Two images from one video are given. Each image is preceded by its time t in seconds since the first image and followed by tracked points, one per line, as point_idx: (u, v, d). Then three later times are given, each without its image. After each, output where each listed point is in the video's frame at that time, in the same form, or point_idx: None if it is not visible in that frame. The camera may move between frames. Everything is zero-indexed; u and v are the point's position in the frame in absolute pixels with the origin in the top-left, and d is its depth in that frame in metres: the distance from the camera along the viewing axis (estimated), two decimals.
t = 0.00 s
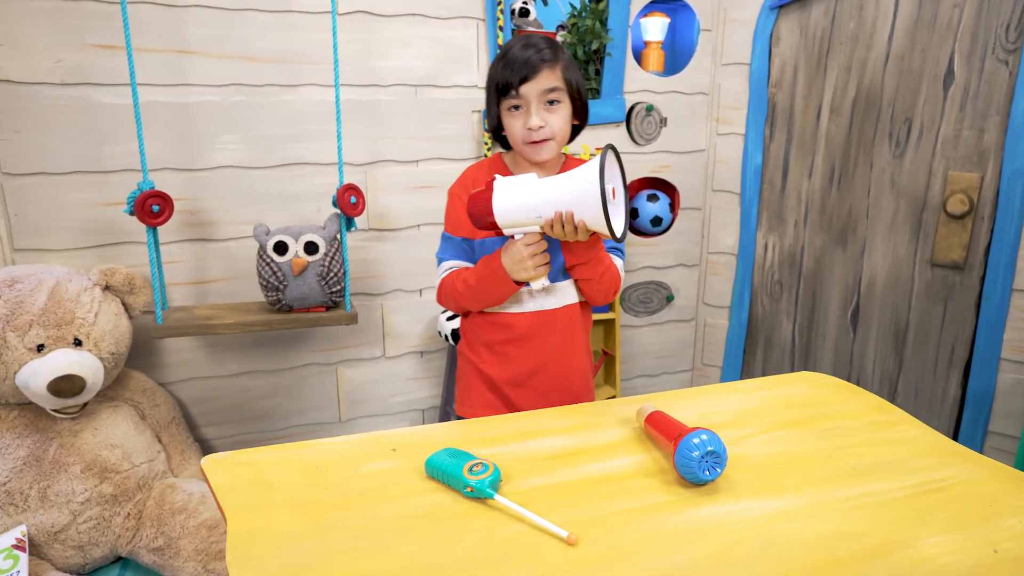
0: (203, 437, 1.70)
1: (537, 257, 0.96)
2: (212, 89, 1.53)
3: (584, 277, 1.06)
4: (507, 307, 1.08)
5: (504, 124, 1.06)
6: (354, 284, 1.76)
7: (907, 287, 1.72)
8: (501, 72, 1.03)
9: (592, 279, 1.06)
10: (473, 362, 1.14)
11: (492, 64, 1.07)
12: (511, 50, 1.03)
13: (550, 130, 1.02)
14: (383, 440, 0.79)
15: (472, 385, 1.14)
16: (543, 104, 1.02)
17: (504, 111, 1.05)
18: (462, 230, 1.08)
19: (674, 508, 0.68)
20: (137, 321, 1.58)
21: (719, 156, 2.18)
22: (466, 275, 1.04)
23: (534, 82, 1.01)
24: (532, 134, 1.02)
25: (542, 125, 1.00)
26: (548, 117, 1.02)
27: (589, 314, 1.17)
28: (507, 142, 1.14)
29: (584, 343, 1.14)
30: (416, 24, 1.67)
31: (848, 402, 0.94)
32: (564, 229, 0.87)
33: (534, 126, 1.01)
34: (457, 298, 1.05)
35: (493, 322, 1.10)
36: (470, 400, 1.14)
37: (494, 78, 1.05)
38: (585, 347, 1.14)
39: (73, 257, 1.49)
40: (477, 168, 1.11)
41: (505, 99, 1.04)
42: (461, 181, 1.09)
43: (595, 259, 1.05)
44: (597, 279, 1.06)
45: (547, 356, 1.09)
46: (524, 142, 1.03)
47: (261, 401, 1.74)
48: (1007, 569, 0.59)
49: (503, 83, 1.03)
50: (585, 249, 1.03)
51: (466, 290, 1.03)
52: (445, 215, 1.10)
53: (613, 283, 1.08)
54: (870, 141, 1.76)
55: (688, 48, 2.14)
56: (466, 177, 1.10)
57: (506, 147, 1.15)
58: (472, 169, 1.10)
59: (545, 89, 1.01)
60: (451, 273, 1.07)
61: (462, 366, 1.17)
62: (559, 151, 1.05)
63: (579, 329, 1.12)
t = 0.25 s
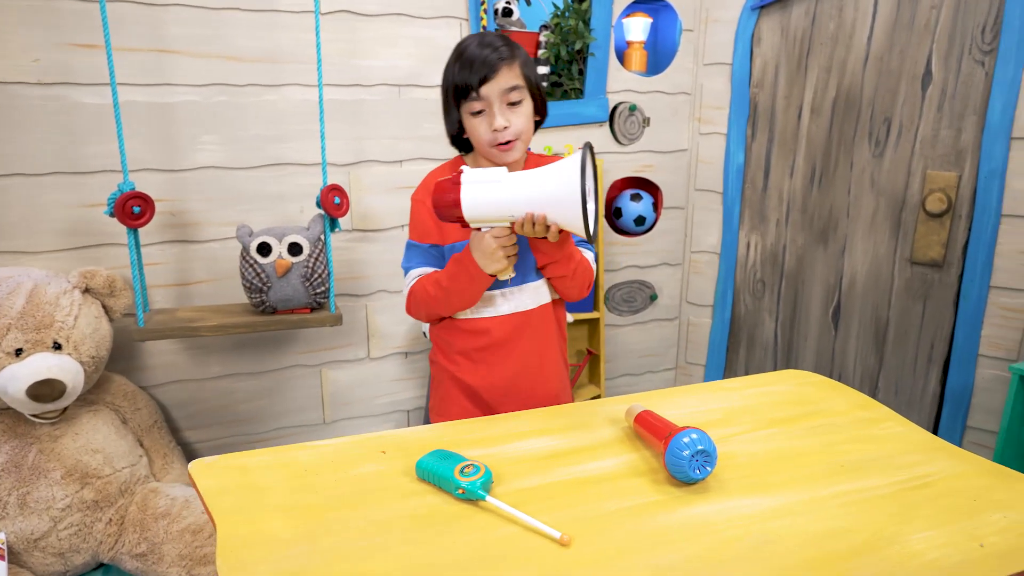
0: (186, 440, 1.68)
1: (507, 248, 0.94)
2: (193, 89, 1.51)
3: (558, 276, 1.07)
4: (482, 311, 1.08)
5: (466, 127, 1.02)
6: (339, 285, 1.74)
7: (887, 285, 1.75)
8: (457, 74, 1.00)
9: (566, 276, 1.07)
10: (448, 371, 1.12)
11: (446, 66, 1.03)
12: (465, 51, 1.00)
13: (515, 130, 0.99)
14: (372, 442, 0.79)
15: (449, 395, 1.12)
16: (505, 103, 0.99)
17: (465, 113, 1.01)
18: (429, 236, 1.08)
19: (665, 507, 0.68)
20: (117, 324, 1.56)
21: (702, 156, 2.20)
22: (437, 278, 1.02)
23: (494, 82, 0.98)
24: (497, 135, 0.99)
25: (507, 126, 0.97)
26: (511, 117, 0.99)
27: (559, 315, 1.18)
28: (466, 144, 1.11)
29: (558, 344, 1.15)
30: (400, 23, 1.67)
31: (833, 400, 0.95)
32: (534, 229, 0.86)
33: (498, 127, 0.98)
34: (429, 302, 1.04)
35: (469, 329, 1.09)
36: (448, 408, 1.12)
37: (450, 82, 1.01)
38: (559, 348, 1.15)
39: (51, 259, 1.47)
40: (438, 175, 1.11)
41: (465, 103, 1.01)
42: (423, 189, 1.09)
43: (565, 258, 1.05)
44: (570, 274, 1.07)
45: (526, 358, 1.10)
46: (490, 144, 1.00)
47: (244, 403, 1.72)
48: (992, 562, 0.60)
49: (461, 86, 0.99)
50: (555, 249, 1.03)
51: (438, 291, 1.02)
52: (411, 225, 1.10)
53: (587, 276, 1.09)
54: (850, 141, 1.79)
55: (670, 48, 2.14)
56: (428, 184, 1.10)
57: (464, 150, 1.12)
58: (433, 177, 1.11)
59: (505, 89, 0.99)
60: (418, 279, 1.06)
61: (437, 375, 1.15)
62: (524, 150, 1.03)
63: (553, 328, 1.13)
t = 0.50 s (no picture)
0: (170, 446, 1.66)
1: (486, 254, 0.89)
2: (174, 90, 1.49)
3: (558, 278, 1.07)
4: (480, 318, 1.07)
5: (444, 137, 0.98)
6: (324, 287, 1.73)
7: (869, 284, 1.78)
8: (434, 84, 0.94)
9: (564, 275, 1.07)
10: (444, 376, 1.10)
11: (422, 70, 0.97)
12: (442, 59, 0.94)
13: (494, 144, 0.95)
14: (364, 447, 0.78)
15: (444, 400, 1.10)
16: (484, 116, 0.94)
17: (443, 123, 0.97)
18: (415, 243, 1.05)
19: (660, 509, 0.68)
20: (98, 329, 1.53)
21: (686, 156, 2.21)
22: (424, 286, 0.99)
23: (473, 95, 0.93)
24: (476, 149, 0.95)
25: (486, 142, 0.93)
26: (491, 130, 0.95)
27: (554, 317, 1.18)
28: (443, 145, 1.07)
29: (553, 348, 1.15)
30: (384, 24, 1.66)
31: (821, 399, 0.96)
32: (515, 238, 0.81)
33: (477, 142, 0.94)
34: (416, 310, 1.00)
35: (468, 337, 1.07)
36: (443, 413, 1.11)
37: (426, 90, 0.96)
38: (554, 351, 1.15)
39: (29, 264, 1.44)
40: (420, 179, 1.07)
41: (442, 114, 0.96)
42: (405, 195, 1.06)
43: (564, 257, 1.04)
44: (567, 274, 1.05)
45: (524, 363, 1.09)
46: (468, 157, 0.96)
47: (229, 408, 1.70)
48: (982, 558, 0.61)
49: (438, 96, 0.94)
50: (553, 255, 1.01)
51: (425, 300, 0.98)
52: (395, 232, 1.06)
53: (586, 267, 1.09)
54: (832, 141, 1.82)
55: (654, 49, 2.15)
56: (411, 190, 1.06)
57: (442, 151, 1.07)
58: (416, 182, 1.07)
59: (485, 101, 0.94)
60: (406, 288, 1.02)
61: (431, 379, 1.13)
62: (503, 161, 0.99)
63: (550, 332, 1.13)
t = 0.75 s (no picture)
0: (152, 453, 1.63)
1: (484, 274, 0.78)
2: (154, 90, 1.46)
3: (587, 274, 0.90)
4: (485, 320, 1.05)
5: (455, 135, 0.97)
6: (308, 289, 1.71)
7: (851, 283, 1.81)
8: (451, 82, 0.93)
9: (593, 271, 0.91)
10: (450, 376, 1.10)
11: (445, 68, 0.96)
12: (464, 59, 0.93)
13: (501, 149, 0.94)
14: (356, 453, 0.77)
15: (450, 400, 1.10)
16: (495, 120, 0.93)
17: (455, 121, 0.96)
18: (428, 244, 1.02)
19: (656, 511, 0.68)
20: (77, 334, 1.50)
21: (670, 157, 2.22)
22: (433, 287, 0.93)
23: (486, 97, 0.91)
24: (482, 152, 0.94)
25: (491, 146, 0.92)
26: (500, 135, 0.93)
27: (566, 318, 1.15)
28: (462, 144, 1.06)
29: (564, 352, 1.12)
30: (367, 24, 1.64)
31: (811, 398, 0.97)
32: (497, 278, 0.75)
33: (483, 145, 0.92)
34: (427, 312, 0.95)
35: (470, 339, 1.06)
36: (449, 412, 1.10)
37: (444, 87, 0.95)
38: (567, 357, 1.12)
39: (5, 268, 1.40)
40: (439, 180, 1.05)
41: (456, 113, 0.95)
42: (422, 197, 1.04)
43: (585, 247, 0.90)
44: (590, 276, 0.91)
45: (529, 363, 1.07)
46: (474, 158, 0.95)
47: (212, 413, 1.67)
48: (974, 556, 0.62)
49: (452, 94, 0.93)
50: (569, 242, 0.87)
51: (434, 302, 0.93)
52: (410, 232, 1.04)
53: (614, 259, 0.94)
54: (813, 142, 1.84)
55: (637, 51, 2.16)
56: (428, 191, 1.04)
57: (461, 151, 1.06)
58: (435, 183, 1.05)
59: (497, 106, 0.92)
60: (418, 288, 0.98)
61: (438, 377, 1.12)
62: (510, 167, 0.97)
63: (559, 332, 1.11)
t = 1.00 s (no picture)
0: (133, 459, 1.60)
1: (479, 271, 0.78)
2: (133, 90, 1.43)
3: (583, 271, 0.86)
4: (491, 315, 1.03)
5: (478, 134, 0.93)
6: (292, 292, 1.69)
7: (833, 282, 1.83)
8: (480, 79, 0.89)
9: (590, 268, 0.86)
10: (457, 369, 1.09)
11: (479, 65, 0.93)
12: (496, 58, 0.89)
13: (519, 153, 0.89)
14: (350, 458, 0.76)
15: (454, 393, 1.09)
16: (517, 123, 0.88)
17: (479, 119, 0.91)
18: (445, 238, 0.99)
19: (654, 512, 0.68)
20: (54, 339, 1.47)
21: (653, 157, 2.23)
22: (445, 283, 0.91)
23: (511, 98, 0.87)
24: (499, 152, 0.89)
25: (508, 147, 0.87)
26: (521, 139, 0.88)
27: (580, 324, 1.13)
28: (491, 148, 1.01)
29: (578, 357, 1.10)
30: (351, 23, 1.63)
31: (801, 396, 0.97)
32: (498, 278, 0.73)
33: (501, 145, 0.87)
34: (438, 307, 0.93)
35: (478, 330, 1.06)
36: (452, 405, 1.09)
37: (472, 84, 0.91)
38: (578, 362, 1.09)
39: None
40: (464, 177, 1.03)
41: (480, 111, 0.90)
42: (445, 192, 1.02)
43: (582, 245, 0.86)
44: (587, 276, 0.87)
45: (534, 359, 1.06)
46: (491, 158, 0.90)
47: (195, 418, 1.65)
48: (968, 551, 0.63)
49: (478, 91, 0.89)
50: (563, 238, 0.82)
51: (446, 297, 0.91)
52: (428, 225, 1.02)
53: (613, 262, 0.90)
54: (795, 141, 1.86)
55: (620, 51, 2.17)
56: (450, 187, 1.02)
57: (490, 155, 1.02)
58: (459, 179, 1.03)
59: (521, 109, 0.87)
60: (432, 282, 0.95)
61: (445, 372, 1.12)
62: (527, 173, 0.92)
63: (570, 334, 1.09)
